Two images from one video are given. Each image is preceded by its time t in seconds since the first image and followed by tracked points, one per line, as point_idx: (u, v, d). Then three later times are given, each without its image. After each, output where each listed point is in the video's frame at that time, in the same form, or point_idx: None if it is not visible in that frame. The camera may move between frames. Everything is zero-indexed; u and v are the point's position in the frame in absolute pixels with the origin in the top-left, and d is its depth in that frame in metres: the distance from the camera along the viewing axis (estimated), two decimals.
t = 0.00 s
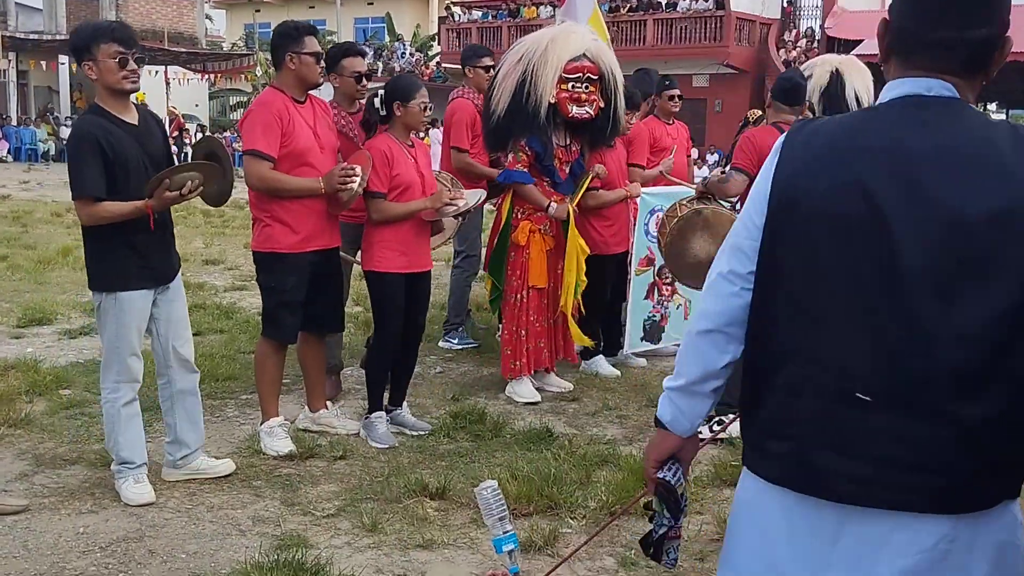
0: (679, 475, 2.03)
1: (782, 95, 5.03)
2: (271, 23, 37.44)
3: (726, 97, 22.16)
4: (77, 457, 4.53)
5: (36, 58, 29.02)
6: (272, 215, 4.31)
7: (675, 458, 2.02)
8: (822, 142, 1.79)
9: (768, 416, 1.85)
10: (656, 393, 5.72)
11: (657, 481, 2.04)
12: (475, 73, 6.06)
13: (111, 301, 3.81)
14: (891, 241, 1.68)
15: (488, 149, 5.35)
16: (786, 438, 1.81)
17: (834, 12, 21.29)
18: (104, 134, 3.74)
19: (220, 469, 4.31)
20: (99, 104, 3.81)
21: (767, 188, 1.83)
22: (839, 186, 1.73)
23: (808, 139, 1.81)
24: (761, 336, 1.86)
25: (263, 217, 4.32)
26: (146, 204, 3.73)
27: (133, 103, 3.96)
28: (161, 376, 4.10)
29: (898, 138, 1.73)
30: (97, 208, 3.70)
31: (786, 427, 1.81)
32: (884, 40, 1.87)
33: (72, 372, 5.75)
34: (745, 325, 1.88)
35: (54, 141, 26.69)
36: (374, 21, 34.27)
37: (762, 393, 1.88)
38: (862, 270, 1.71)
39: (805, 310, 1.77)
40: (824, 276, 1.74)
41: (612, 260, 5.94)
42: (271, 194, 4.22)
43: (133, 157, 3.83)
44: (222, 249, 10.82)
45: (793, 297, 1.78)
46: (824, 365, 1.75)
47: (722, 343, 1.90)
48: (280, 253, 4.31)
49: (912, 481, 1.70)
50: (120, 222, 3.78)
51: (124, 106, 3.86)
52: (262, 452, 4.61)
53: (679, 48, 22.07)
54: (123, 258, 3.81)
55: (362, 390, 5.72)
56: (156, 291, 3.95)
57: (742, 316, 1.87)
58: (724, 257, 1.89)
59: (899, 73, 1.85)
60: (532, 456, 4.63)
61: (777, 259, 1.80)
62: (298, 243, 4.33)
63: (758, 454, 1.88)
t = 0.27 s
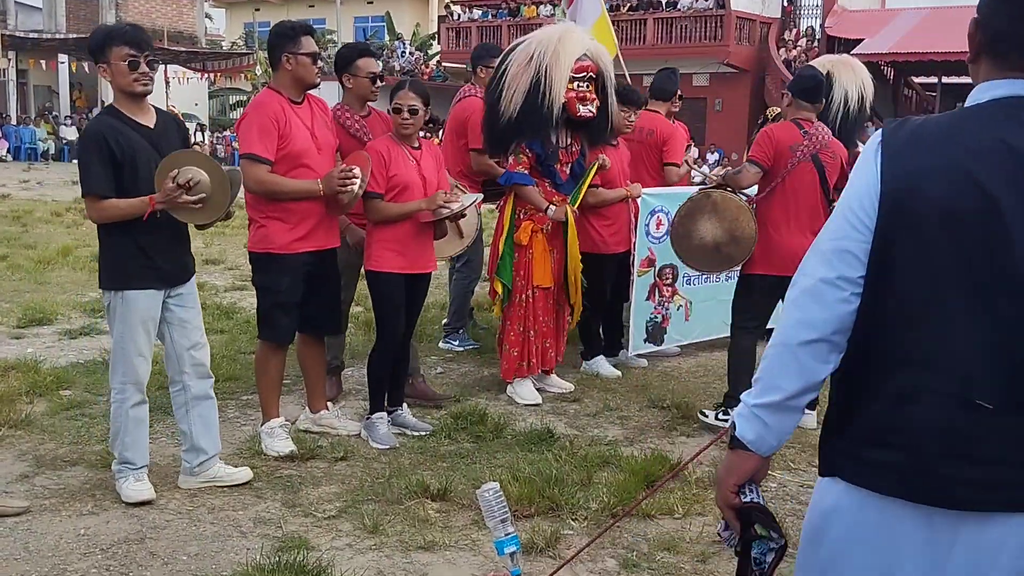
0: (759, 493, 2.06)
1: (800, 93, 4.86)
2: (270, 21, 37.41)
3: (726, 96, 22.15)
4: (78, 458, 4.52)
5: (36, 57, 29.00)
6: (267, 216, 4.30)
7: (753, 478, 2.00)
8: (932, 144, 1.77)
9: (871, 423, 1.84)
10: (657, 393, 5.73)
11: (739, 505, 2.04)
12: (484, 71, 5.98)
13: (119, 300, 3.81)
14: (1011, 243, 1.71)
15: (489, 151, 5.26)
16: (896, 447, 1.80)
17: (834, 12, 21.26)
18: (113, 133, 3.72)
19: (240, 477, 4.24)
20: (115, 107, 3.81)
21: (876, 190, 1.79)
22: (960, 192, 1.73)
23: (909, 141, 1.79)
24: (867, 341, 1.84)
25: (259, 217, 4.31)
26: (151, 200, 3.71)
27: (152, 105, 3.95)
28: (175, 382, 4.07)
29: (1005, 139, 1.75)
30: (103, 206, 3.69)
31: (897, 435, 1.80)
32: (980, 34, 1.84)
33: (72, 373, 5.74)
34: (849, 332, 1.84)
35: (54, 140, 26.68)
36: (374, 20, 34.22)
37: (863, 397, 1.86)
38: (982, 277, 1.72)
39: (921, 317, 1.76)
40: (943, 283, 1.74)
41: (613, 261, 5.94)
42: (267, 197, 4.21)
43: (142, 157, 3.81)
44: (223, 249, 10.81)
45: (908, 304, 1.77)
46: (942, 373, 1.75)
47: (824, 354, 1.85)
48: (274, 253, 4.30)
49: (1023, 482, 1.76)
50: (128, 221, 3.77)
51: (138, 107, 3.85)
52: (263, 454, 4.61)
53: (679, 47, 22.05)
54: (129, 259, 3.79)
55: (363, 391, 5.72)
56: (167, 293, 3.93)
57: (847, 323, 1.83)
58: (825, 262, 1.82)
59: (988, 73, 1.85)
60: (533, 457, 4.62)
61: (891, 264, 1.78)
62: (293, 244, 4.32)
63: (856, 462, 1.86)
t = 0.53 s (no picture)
0: (818, 499, 2.04)
1: (797, 95, 4.87)
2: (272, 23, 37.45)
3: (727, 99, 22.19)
4: (81, 460, 4.53)
5: (38, 58, 29.03)
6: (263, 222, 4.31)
7: (807, 481, 1.98)
8: (996, 151, 1.76)
9: (935, 435, 1.83)
10: (659, 397, 5.73)
11: (798, 509, 2.03)
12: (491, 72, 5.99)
13: (121, 301, 3.81)
14: None
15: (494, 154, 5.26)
16: (964, 459, 1.80)
17: (835, 15, 21.27)
18: (128, 132, 3.75)
19: (236, 477, 4.25)
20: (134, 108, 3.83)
21: (942, 198, 1.77)
22: None
23: (970, 151, 1.78)
24: (931, 351, 1.82)
25: (254, 223, 4.32)
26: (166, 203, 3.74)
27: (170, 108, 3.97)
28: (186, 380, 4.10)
29: None
30: (114, 204, 3.71)
31: (964, 446, 1.80)
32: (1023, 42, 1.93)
33: (75, 375, 5.76)
34: (913, 346, 1.82)
35: (56, 141, 26.71)
36: (375, 22, 34.25)
37: (923, 409, 1.85)
38: None
39: (991, 327, 1.77)
40: (1013, 292, 1.75)
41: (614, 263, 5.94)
42: (264, 203, 4.23)
43: (154, 159, 3.82)
44: (224, 251, 10.83)
45: (975, 314, 1.77)
46: (1013, 381, 1.76)
47: (889, 371, 1.82)
48: (271, 258, 4.31)
49: None
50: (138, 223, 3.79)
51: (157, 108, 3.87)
52: (265, 456, 4.62)
53: (680, 50, 22.08)
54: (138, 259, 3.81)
55: (365, 394, 5.73)
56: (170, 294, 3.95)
57: (912, 337, 1.80)
58: (890, 275, 1.78)
59: None
60: (534, 460, 4.63)
61: (959, 275, 1.77)
62: (290, 248, 4.33)
63: (919, 475, 1.85)
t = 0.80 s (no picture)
0: (817, 504, 2.04)
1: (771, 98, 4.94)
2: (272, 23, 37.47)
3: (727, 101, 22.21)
4: (83, 459, 4.53)
5: (38, 59, 29.04)
6: (256, 223, 4.29)
7: (807, 486, 1.97)
8: (1001, 152, 1.75)
9: (939, 438, 1.82)
10: (660, 397, 5.74)
11: (795, 514, 2.02)
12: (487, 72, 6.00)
13: (131, 297, 3.81)
14: None
15: (491, 155, 5.24)
16: (970, 463, 1.78)
17: (835, 16, 21.28)
18: (150, 130, 3.75)
19: (224, 477, 4.27)
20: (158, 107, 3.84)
21: (946, 198, 1.75)
22: None
23: (976, 151, 1.77)
24: (933, 353, 1.80)
25: (248, 225, 4.30)
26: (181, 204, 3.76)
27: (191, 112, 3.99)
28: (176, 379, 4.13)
29: None
30: (128, 200, 3.70)
31: (972, 450, 1.78)
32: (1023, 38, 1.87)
33: (77, 374, 5.75)
34: (914, 347, 1.80)
35: (56, 142, 26.73)
36: (375, 23, 34.26)
37: (927, 411, 1.84)
38: None
39: (996, 329, 1.75)
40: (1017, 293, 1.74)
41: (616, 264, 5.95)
42: (260, 203, 4.22)
43: (173, 161, 3.83)
44: (225, 251, 10.83)
45: (981, 317, 1.76)
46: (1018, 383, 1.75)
47: (889, 371, 1.81)
48: (266, 260, 4.30)
49: None
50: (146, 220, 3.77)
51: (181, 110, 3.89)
52: (267, 455, 4.62)
53: (681, 51, 22.10)
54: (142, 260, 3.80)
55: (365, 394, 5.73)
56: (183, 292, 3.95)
57: (913, 338, 1.79)
58: (892, 276, 1.78)
59: None
60: (536, 460, 4.64)
61: (963, 276, 1.75)
62: (285, 250, 4.32)
63: (921, 478, 1.83)
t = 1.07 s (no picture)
0: (827, 511, 2.00)
1: (757, 102, 5.01)
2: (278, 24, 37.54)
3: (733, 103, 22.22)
4: (91, 458, 4.55)
5: (46, 58, 29.14)
6: (262, 226, 4.33)
7: (811, 496, 1.95)
8: (1004, 156, 1.77)
9: (943, 443, 1.82)
10: (665, 400, 5.75)
11: (808, 525, 1.98)
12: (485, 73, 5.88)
13: (144, 297, 3.82)
14: None
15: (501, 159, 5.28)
16: (973, 467, 1.79)
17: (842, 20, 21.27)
18: (164, 131, 3.78)
19: (230, 477, 4.29)
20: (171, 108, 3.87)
21: (948, 204, 1.76)
22: None
23: (977, 155, 1.78)
24: (937, 358, 1.81)
25: (258, 227, 4.34)
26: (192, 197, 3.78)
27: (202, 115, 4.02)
28: (181, 377, 4.15)
29: None
30: (140, 198, 3.71)
31: (975, 454, 1.79)
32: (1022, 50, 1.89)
33: (84, 373, 5.78)
34: (919, 353, 1.81)
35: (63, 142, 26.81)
36: (381, 24, 34.32)
37: (930, 416, 1.85)
38: None
39: (1000, 333, 1.77)
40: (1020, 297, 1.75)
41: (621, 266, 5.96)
42: (268, 204, 4.22)
43: (185, 162, 3.85)
44: (231, 251, 10.86)
45: (985, 321, 1.77)
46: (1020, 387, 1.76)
47: (895, 377, 1.82)
48: (272, 264, 4.31)
49: None
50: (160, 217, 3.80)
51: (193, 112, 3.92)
52: (274, 455, 4.64)
53: (687, 54, 22.10)
54: (151, 257, 3.82)
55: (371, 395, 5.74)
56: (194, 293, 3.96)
57: (919, 345, 1.80)
58: (897, 283, 1.78)
59: None
60: (541, 462, 4.65)
61: (966, 281, 1.77)
62: (290, 253, 4.32)
63: (924, 483, 1.84)
